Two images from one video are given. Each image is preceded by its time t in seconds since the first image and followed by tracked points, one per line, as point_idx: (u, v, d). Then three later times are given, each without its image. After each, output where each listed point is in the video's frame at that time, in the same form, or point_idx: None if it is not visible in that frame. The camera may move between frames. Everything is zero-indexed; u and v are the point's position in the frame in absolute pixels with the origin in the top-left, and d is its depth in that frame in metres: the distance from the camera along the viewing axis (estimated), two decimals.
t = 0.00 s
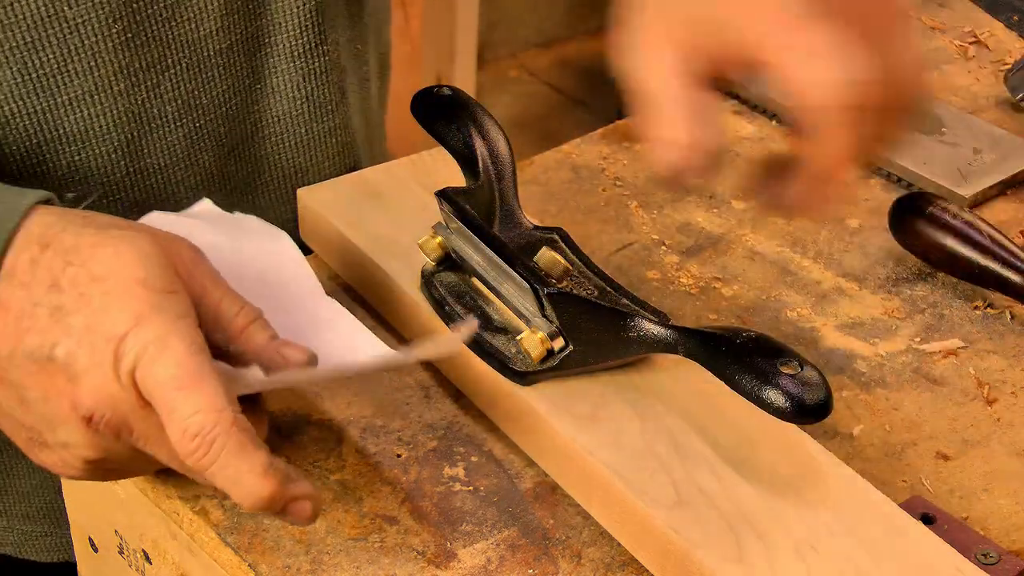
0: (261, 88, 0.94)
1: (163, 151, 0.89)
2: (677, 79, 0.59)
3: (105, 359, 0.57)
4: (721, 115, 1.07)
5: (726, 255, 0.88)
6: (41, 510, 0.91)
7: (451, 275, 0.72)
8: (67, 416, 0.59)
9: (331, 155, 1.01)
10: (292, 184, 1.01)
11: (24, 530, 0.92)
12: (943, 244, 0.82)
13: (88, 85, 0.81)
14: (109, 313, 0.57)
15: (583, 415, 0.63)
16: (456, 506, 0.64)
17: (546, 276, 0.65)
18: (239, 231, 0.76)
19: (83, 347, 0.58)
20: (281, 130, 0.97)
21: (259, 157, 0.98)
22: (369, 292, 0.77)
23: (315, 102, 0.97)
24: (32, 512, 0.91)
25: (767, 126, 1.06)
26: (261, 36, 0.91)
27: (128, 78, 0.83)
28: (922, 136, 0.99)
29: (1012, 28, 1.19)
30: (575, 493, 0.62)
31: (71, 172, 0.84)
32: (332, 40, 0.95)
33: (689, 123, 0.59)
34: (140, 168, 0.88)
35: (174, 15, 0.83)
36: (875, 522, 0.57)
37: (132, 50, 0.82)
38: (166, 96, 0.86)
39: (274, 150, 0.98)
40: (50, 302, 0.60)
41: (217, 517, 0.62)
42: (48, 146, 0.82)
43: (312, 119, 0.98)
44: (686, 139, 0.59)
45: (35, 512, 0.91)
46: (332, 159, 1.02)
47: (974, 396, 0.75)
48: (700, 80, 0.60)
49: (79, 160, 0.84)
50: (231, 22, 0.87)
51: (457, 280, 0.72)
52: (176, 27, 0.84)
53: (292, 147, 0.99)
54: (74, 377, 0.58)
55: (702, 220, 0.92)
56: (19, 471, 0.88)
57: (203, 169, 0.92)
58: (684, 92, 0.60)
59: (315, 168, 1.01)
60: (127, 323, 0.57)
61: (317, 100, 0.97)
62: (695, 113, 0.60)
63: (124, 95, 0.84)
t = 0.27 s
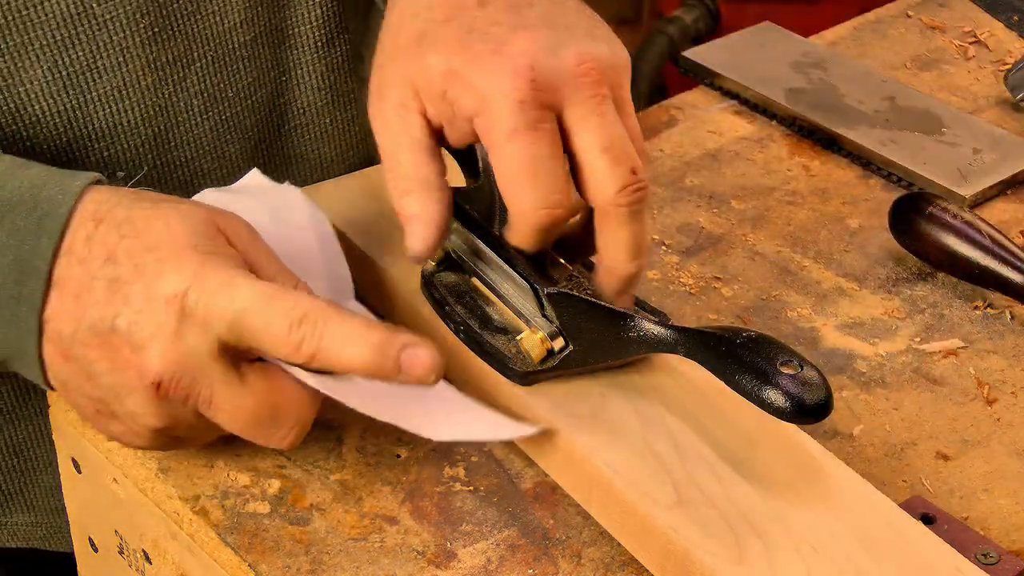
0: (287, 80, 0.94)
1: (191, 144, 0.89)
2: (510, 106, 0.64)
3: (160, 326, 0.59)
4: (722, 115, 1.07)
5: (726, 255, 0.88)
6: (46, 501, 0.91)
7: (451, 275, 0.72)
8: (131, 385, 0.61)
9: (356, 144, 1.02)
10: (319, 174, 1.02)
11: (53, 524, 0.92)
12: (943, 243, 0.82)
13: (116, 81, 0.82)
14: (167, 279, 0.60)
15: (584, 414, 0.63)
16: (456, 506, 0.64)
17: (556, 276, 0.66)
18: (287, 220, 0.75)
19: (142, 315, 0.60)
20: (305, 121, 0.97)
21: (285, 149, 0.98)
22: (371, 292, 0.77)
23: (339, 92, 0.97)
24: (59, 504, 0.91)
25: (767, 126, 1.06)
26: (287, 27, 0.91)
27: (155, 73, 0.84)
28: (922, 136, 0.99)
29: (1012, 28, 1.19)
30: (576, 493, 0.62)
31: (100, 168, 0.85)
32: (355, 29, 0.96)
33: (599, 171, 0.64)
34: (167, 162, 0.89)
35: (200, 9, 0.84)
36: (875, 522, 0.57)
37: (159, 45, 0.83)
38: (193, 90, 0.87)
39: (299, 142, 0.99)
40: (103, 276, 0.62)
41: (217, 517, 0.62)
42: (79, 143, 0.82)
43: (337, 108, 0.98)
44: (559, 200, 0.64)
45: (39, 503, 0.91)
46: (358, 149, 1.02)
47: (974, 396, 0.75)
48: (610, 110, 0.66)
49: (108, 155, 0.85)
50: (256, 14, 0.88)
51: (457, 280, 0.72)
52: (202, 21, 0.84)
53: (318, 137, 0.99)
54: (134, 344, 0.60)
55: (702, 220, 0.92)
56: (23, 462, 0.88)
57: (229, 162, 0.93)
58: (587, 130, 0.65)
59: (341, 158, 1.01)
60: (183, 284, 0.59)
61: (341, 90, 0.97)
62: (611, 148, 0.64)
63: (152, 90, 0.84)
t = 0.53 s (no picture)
0: (286, 75, 0.94)
1: (190, 141, 0.89)
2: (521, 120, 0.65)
3: (170, 332, 0.60)
4: (722, 115, 1.07)
5: (726, 255, 0.88)
6: (46, 495, 0.91)
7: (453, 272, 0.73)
8: (147, 394, 0.62)
9: (357, 140, 1.01)
10: (321, 170, 1.01)
11: (54, 517, 0.92)
12: (944, 243, 0.82)
13: (115, 78, 0.82)
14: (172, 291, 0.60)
15: (583, 414, 0.63)
16: (456, 506, 0.64)
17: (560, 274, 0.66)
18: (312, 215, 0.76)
19: (153, 323, 0.61)
20: (305, 117, 0.97)
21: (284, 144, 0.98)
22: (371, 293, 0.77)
23: (338, 87, 0.97)
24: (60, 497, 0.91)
25: (767, 126, 1.06)
26: (284, 21, 0.91)
27: (154, 69, 0.84)
28: (922, 136, 0.99)
29: (1011, 28, 1.19)
30: (576, 493, 0.62)
31: (102, 166, 0.85)
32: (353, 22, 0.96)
33: (608, 187, 0.65)
34: (168, 159, 0.88)
35: (198, 4, 0.84)
36: (875, 522, 0.57)
37: (158, 41, 0.83)
38: (191, 86, 0.87)
39: (300, 138, 0.98)
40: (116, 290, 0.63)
41: (217, 517, 0.62)
42: (80, 141, 0.82)
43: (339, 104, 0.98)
44: (569, 215, 0.65)
45: (40, 497, 0.91)
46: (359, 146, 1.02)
47: (974, 396, 0.75)
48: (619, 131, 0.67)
49: (108, 153, 0.85)
50: (253, 8, 0.88)
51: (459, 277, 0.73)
52: (200, 16, 0.85)
53: (319, 133, 0.99)
54: (148, 353, 0.61)
55: (702, 220, 0.92)
56: (23, 458, 0.88)
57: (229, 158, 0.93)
58: (595, 151, 0.66)
59: (342, 154, 1.01)
60: (189, 296, 0.60)
61: (340, 85, 0.97)
62: (622, 165, 0.65)
63: (150, 86, 0.84)
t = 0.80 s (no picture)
0: (283, 76, 0.94)
1: (187, 142, 0.89)
2: (528, 109, 0.65)
3: (185, 348, 0.61)
4: (722, 115, 1.07)
5: (726, 255, 0.88)
6: (44, 494, 0.91)
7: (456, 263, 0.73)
8: (165, 407, 0.63)
9: (356, 141, 1.01)
10: (320, 171, 1.01)
11: (52, 517, 0.92)
12: (944, 243, 0.82)
13: (111, 81, 0.82)
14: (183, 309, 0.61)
15: (584, 414, 0.63)
16: (456, 506, 0.64)
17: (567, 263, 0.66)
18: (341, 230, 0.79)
19: (166, 338, 0.62)
20: (303, 118, 0.97)
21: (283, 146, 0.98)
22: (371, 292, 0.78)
23: (336, 88, 0.97)
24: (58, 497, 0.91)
25: (767, 126, 1.06)
26: (281, 22, 0.91)
27: (150, 71, 0.84)
28: (922, 136, 0.99)
29: (1011, 28, 1.19)
30: (576, 494, 0.62)
31: (98, 168, 0.85)
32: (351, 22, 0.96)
33: (607, 181, 0.66)
34: (165, 161, 0.89)
35: (194, 6, 0.84)
36: (875, 522, 0.57)
37: (153, 43, 0.83)
38: (187, 88, 0.87)
39: (298, 139, 0.98)
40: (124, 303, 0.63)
41: (217, 517, 0.62)
42: (75, 142, 0.83)
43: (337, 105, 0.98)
44: (572, 204, 0.65)
45: (38, 496, 0.91)
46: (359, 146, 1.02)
47: (974, 396, 0.75)
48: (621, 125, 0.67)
49: (104, 155, 0.85)
50: (249, 9, 0.88)
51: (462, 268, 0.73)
52: (195, 17, 0.85)
53: (317, 134, 0.99)
54: (165, 370, 0.62)
55: (702, 220, 0.92)
56: (21, 458, 0.88)
57: (226, 159, 0.93)
58: (597, 146, 0.66)
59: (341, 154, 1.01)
60: (200, 314, 0.60)
61: (338, 86, 0.97)
62: (620, 160, 0.66)
63: (147, 89, 0.84)
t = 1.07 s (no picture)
0: (286, 77, 0.94)
1: (190, 145, 0.89)
2: (541, 100, 0.65)
3: (177, 375, 0.62)
4: (722, 115, 1.07)
5: (726, 255, 0.88)
6: (48, 498, 0.91)
7: (457, 254, 0.73)
8: (169, 423, 0.64)
9: (357, 142, 1.01)
10: (321, 173, 1.01)
11: (56, 522, 0.92)
12: (944, 243, 0.82)
13: (115, 84, 0.82)
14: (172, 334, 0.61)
15: (583, 414, 0.63)
16: (456, 506, 0.64)
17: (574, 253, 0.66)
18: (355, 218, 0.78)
19: (159, 363, 0.62)
20: (306, 120, 0.97)
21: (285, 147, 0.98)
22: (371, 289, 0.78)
23: (338, 89, 0.97)
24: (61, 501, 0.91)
25: (767, 126, 1.06)
26: (284, 25, 0.91)
27: (154, 75, 0.84)
28: (922, 136, 0.99)
29: (1012, 28, 1.19)
30: (576, 493, 0.62)
31: (102, 171, 0.85)
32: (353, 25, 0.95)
33: (613, 176, 0.66)
34: (168, 164, 0.89)
35: (197, 9, 0.84)
36: (875, 522, 0.57)
37: (157, 46, 0.83)
38: (191, 90, 0.87)
39: (300, 140, 0.98)
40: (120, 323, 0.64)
41: (217, 517, 0.62)
42: (80, 146, 0.82)
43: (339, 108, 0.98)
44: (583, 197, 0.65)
45: (41, 501, 0.91)
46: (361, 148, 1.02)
47: (974, 396, 0.75)
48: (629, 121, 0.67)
49: (108, 158, 0.85)
50: (253, 12, 0.88)
51: (462, 259, 0.73)
52: (199, 20, 0.85)
53: (319, 135, 0.99)
54: (162, 392, 0.63)
55: (702, 220, 0.92)
56: (24, 463, 0.88)
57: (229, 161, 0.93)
58: (606, 140, 0.67)
59: (342, 156, 1.01)
60: (190, 341, 0.61)
61: (340, 88, 0.97)
62: (628, 155, 0.67)
63: (150, 92, 0.84)
